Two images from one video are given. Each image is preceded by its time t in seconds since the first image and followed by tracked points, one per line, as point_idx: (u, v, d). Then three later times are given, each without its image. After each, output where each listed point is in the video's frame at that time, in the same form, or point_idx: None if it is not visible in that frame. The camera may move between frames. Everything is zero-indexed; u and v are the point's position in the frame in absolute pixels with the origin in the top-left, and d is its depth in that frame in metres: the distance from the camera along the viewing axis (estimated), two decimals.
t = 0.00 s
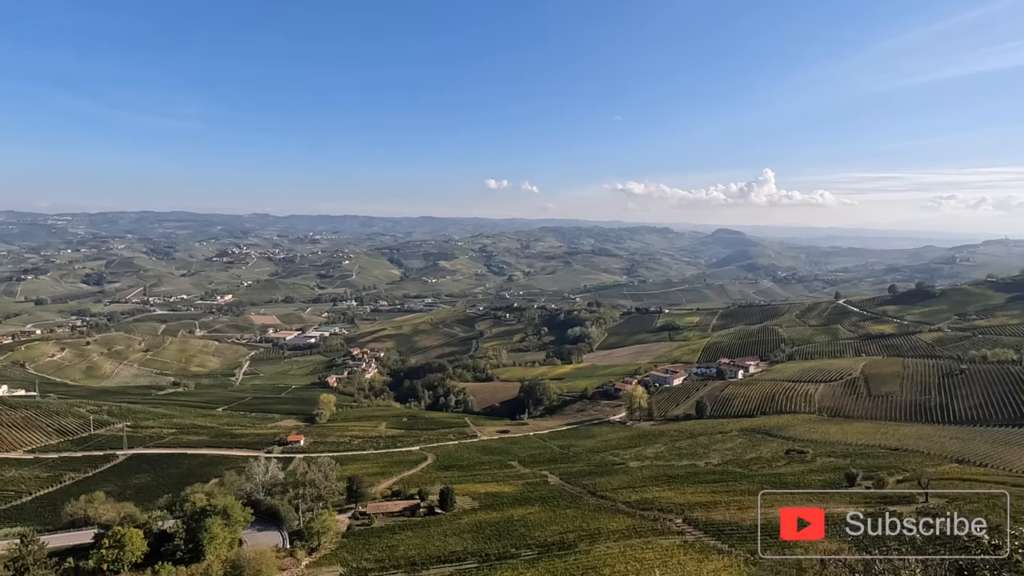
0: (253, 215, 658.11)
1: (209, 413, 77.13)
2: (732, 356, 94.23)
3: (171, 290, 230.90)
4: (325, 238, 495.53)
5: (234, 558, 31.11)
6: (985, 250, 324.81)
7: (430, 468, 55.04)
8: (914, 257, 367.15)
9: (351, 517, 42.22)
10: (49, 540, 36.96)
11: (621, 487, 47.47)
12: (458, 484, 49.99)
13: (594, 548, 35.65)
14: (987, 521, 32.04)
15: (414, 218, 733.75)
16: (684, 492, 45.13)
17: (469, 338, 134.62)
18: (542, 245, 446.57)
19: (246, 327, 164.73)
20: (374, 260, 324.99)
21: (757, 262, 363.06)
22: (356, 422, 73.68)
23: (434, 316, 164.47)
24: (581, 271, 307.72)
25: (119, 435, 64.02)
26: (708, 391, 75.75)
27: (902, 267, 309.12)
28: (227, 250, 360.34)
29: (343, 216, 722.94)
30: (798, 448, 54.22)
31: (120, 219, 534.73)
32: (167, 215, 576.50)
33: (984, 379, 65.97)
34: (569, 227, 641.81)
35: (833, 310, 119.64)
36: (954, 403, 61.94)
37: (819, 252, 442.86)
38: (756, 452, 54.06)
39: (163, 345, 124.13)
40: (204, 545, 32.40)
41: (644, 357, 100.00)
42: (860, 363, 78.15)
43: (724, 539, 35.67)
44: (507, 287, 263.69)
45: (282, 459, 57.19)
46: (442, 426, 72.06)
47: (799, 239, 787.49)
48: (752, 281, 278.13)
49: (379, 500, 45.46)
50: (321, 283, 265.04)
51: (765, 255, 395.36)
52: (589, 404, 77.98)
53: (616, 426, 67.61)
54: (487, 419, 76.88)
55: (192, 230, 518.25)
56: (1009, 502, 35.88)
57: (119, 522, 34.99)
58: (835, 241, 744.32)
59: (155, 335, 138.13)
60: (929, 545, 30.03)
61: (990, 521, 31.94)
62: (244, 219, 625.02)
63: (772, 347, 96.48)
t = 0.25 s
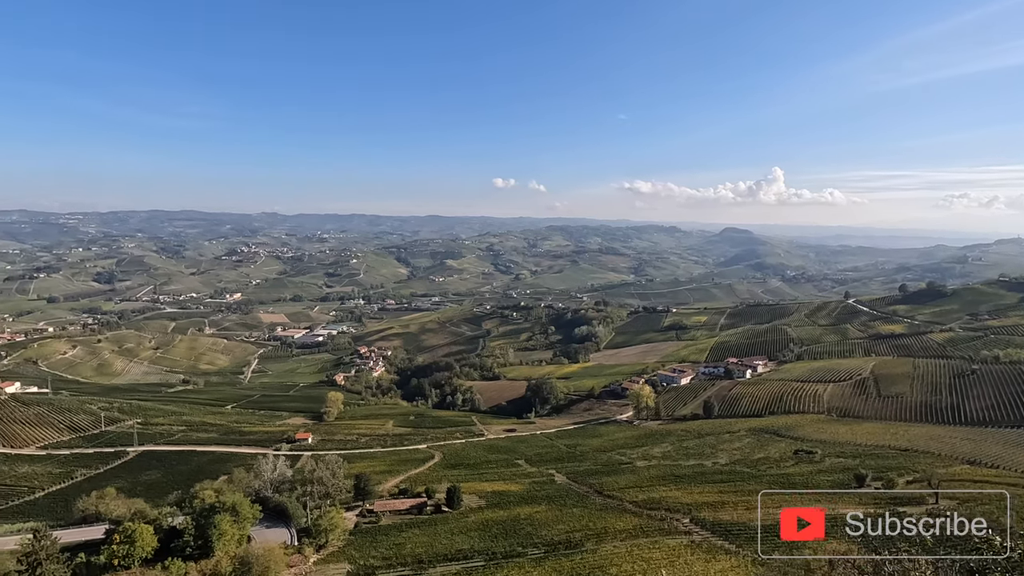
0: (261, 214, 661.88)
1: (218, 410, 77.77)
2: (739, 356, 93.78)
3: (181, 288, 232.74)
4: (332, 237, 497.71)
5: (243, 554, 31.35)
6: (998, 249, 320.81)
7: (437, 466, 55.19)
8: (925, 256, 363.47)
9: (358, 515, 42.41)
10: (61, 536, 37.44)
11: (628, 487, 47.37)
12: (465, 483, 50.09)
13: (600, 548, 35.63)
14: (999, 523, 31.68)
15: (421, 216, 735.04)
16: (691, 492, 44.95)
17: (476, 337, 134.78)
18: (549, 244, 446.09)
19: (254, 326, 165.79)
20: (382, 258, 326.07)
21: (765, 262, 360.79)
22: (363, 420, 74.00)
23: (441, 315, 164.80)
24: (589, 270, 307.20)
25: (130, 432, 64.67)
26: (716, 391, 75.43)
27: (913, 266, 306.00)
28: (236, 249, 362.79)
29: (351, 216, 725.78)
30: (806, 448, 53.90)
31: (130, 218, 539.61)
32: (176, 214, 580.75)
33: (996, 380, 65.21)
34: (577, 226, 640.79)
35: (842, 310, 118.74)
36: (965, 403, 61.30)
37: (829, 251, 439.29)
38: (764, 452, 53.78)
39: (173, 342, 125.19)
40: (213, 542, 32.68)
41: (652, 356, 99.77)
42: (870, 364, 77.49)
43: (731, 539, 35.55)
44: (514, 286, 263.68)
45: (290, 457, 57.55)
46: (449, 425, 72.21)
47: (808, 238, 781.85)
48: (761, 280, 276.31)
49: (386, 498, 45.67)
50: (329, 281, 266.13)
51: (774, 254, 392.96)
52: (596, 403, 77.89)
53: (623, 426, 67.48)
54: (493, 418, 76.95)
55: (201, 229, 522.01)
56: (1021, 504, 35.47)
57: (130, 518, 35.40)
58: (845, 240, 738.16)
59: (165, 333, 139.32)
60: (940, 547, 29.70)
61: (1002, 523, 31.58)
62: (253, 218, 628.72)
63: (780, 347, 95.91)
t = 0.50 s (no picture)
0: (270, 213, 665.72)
1: (227, 407, 78.37)
2: (748, 355, 93.26)
3: (190, 286, 234.61)
4: (340, 235, 499.76)
5: (252, 550, 31.65)
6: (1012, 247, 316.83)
7: (444, 464, 55.33)
8: (936, 255, 359.82)
9: (366, 512, 42.60)
10: (74, 530, 37.93)
11: (635, 486, 47.30)
12: (472, 481, 50.19)
13: (607, 546, 35.62)
14: (1011, 524, 31.34)
15: (429, 215, 736.43)
16: (699, 491, 44.81)
17: (484, 335, 134.92)
18: (557, 242, 445.64)
19: (263, 323, 166.86)
20: (390, 257, 327.08)
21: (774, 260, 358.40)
22: (371, 418, 74.28)
23: (448, 313, 165.14)
24: (596, 268, 306.62)
25: (141, 428, 65.31)
26: (724, 390, 75.07)
27: (924, 265, 302.88)
28: (245, 247, 365.00)
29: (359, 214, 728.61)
30: (815, 448, 53.55)
31: (141, 216, 544.42)
32: (186, 213, 585.03)
33: (1009, 380, 64.42)
34: (584, 225, 639.48)
35: (852, 309, 117.79)
36: (977, 403, 60.65)
37: (838, 249, 435.84)
38: (772, 452, 53.49)
39: (183, 340, 126.23)
40: (222, 538, 32.99)
41: (659, 355, 99.47)
42: (880, 363, 76.84)
43: (739, 539, 35.39)
44: (521, 284, 263.67)
45: (299, 454, 57.90)
46: (456, 423, 72.35)
47: (818, 236, 775.52)
48: (770, 279, 274.40)
49: (394, 496, 45.84)
50: (337, 280, 267.23)
51: (783, 253, 390.49)
52: (603, 402, 77.76)
53: (630, 424, 67.35)
54: (501, 416, 77.02)
55: (210, 227, 525.85)
56: None
57: (141, 514, 35.82)
58: (855, 238, 731.65)
59: (175, 331, 140.47)
60: (950, 548, 29.38)
61: (1014, 525, 31.26)
62: (262, 216, 632.49)
63: (789, 346, 95.29)
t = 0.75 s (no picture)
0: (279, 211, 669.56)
1: (237, 404, 78.99)
2: (757, 353, 92.74)
3: (200, 284, 236.49)
4: (349, 233, 501.74)
5: (261, 546, 31.92)
6: None
7: (451, 462, 55.48)
8: (949, 253, 355.99)
9: (374, 509, 42.81)
10: (86, 525, 38.39)
11: (643, 484, 47.22)
12: (480, 478, 50.30)
13: (615, 545, 35.60)
14: None
15: (437, 213, 737.92)
16: (707, 490, 44.66)
17: (491, 333, 135.06)
18: (564, 240, 445.08)
19: (272, 321, 167.94)
20: (398, 255, 328.09)
21: (783, 259, 356.21)
22: (379, 415, 74.58)
23: (456, 311, 165.43)
24: (604, 267, 305.96)
25: (152, 425, 65.98)
26: (732, 389, 74.72)
27: (936, 263, 299.59)
28: (255, 245, 367.43)
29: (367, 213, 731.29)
30: (825, 448, 53.20)
31: (152, 215, 549.27)
32: (196, 211, 589.48)
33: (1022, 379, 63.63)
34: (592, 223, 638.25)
35: (862, 307, 116.73)
36: (989, 403, 60.00)
37: (849, 248, 432.04)
38: (781, 451, 53.20)
39: (194, 337, 127.35)
40: (232, 534, 33.31)
41: (667, 354, 99.15)
42: (890, 362, 76.19)
43: (747, 538, 35.24)
44: (529, 283, 263.63)
45: (308, 451, 58.27)
46: (463, 421, 72.50)
47: (828, 235, 769.73)
48: (779, 277, 272.98)
49: (402, 493, 46.04)
50: (346, 278, 268.41)
51: (792, 251, 387.70)
52: (611, 400, 77.64)
53: (637, 423, 67.22)
54: (508, 414, 77.11)
55: (220, 226, 529.65)
56: None
57: (152, 509, 36.20)
58: (866, 236, 724.94)
59: (185, 328, 141.76)
60: (961, 550, 29.10)
61: None
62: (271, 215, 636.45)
63: (798, 345, 94.65)
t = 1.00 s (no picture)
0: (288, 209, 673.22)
1: (246, 401, 79.67)
2: (766, 352, 92.18)
3: (210, 281, 238.28)
4: (357, 231, 503.74)
5: (271, 541, 32.14)
6: None
7: (459, 459, 55.62)
8: (961, 250, 351.65)
9: (382, 505, 43.05)
10: (99, 519, 38.90)
11: (651, 482, 47.14)
12: (487, 476, 50.45)
13: (622, 543, 35.57)
14: None
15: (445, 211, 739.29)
16: (715, 488, 44.52)
17: (499, 331, 135.15)
18: (573, 238, 444.02)
19: (281, 318, 169.08)
20: (406, 253, 329.22)
21: (793, 256, 353.43)
22: (387, 412, 74.95)
23: (463, 309, 165.67)
24: (611, 264, 305.21)
25: (163, 421, 66.70)
26: (741, 387, 74.42)
27: (948, 261, 296.14)
28: (264, 243, 369.82)
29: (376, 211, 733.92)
30: (834, 447, 52.87)
31: (162, 213, 554.10)
32: (206, 209, 594.07)
33: None
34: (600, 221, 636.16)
35: (873, 305, 115.64)
36: (1002, 403, 59.28)
37: (859, 245, 428.32)
38: (790, 450, 52.90)
39: (204, 334, 128.46)
40: (242, 529, 33.59)
41: (676, 352, 98.76)
42: (902, 361, 75.47)
43: (756, 537, 35.07)
44: (536, 280, 263.51)
45: (316, 447, 58.70)
46: (471, 418, 72.69)
47: (839, 232, 762.98)
48: (789, 275, 270.86)
49: (409, 489, 46.29)
50: (354, 276, 269.53)
51: (802, 249, 384.61)
52: (618, 398, 77.57)
53: (645, 421, 67.11)
54: (515, 412, 77.23)
55: (230, 224, 533.52)
56: None
57: (163, 504, 36.59)
58: (877, 234, 717.78)
59: (196, 325, 143.02)
60: (973, 551, 28.78)
61: None
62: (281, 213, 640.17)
63: (808, 343, 94.03)
